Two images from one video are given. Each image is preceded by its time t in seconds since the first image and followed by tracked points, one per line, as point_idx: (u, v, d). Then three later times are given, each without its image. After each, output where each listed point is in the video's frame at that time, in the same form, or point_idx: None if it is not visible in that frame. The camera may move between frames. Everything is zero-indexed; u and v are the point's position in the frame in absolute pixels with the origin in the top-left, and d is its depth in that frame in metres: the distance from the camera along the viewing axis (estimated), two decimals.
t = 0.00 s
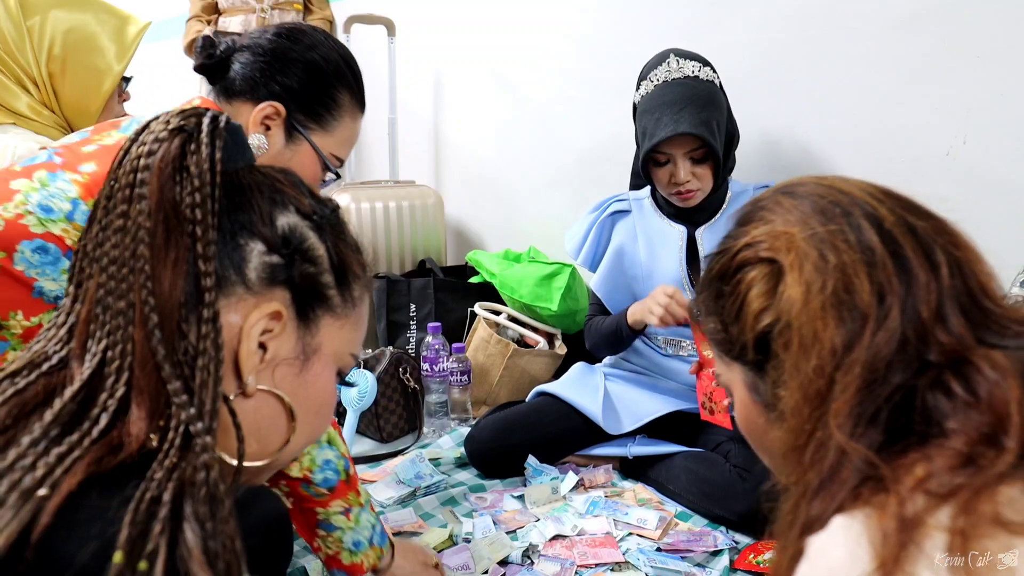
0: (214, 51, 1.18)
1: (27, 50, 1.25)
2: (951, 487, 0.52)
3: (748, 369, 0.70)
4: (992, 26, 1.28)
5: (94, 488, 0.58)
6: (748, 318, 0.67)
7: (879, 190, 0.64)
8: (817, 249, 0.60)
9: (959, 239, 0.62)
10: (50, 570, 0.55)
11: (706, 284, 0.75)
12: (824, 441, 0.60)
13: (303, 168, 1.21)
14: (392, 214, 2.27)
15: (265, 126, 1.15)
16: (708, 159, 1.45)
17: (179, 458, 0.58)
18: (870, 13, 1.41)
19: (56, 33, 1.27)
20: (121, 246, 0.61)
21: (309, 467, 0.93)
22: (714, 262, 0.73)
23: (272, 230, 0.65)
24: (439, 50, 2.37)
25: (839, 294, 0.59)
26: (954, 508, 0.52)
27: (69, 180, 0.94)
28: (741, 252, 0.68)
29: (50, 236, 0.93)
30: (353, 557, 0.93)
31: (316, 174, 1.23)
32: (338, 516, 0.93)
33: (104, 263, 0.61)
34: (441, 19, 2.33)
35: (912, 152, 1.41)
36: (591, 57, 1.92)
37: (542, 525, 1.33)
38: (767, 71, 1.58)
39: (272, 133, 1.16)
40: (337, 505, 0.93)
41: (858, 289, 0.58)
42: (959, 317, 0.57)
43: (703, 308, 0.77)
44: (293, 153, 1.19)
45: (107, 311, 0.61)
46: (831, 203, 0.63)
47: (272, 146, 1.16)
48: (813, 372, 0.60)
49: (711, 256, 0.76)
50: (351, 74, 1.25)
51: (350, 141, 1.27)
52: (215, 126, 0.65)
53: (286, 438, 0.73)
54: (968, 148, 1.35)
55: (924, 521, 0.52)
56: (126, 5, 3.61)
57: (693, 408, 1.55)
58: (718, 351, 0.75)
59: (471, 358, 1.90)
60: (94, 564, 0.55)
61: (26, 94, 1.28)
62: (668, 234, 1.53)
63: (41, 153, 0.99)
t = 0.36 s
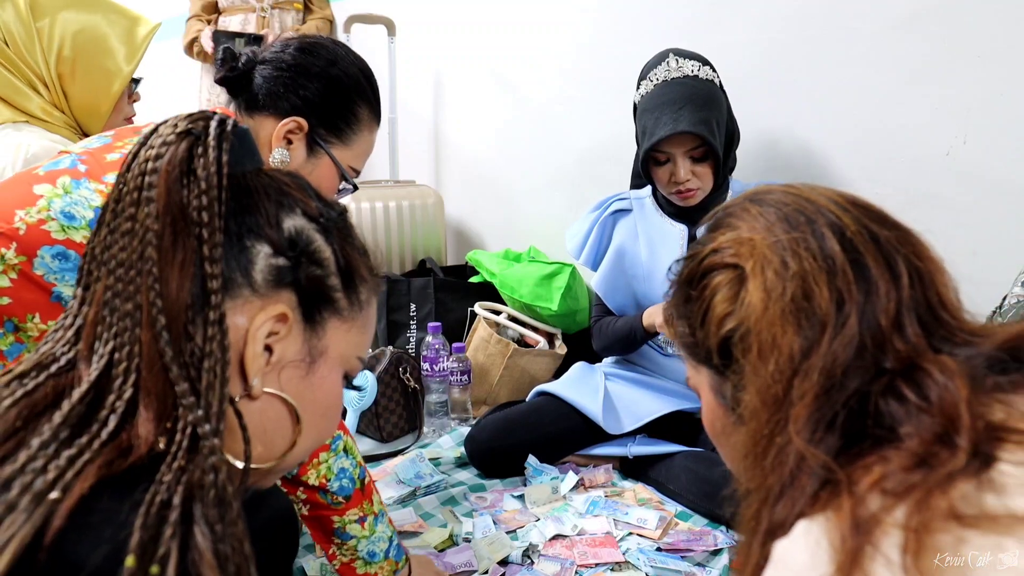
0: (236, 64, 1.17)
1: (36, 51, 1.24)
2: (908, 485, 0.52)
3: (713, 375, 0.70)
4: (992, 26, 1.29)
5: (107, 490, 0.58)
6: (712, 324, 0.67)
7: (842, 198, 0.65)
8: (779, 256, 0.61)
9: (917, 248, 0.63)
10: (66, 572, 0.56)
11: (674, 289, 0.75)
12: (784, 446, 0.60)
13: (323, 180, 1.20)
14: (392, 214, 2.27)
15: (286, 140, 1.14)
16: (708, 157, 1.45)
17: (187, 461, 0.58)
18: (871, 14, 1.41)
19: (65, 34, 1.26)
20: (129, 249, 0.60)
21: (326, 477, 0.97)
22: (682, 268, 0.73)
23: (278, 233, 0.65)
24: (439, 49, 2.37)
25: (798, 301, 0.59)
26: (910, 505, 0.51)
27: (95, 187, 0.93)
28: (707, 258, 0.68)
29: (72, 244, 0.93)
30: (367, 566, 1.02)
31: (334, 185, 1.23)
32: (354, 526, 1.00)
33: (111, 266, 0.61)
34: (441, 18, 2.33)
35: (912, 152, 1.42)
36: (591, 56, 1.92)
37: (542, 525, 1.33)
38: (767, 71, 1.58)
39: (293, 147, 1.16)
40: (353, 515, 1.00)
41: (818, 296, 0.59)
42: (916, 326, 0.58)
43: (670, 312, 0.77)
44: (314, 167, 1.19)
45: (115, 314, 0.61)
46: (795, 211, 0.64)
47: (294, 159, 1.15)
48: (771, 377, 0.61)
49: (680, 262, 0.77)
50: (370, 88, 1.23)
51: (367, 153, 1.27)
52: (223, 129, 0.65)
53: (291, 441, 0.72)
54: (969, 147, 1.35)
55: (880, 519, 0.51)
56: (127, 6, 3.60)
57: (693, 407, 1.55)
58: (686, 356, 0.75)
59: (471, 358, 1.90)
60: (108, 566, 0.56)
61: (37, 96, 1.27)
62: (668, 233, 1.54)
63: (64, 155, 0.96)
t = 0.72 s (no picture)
0: (206, 41, 1.18)
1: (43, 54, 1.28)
2: (929, 484, 0.54)
3: (738, 364, 0.70)
4: (992, 26, 1.29)
5: (114, 489, 0.58)
6: (739, 313, 0.66)
7: (875, 191, 0.65)
8: (810, 248, 0.60)
9: (951, 244, 0.63)
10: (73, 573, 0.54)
11: (699, 280, 0.75)
12: (811, 439, 0.60)
13: (296, 158, 1.24)
14: (392, 214, 2.27)
15: (259, 118, 1.18)
16: (711, 156, 1.44)
17: (189, 460, 0.58)
18: (870, 14, 1.41)
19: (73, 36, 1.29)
20: (131, 250, 0.60)
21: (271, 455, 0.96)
22: (709, 256, 0.73)
23: (279, 234, 0.65)
24: (439, 49, 2.37)
25: (830, 293, 0.59)
26: (930, 505, 0.53)
27: (46, 168, 1.04)
28: (736, 248, 0.67)
29: (28, 224, 1.03)
30: (352, 502, 1.01)
31: (307, 165, 1.27)
32: (314, 484, 0.98)
33: (113, 267, 0.61)
34: (441, 19, 2.33)
35: (913, 152, 1.42)
36: (591, 56, 1.92)
37: (542, 525, 1.33)
38: (768, 72, 1.58)
39: (267, 125, 1.19)
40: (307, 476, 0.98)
41: (848, 289, 0.58)
42: (946, 322, 0.59)
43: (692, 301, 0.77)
44: (287, 145, 1.22)
45: (116, 314, 0.61)
46: (827, 202, 0.63)
47: (267, 137, 1.19)
48: (800, 368, 0.61)
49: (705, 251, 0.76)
50: (342, 66, 1.26)
51: (341, 132, 1.30)
52: (225, 133, 0.65)
53: (291, 439, 0.73)
54: (969, 147, 1.35)
55: (902, 518, 0.53)
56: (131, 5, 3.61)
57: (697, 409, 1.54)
58: (710, 344, 0.74)
59: (471, 358, 1.90)
60: (116, 565, 0.54)
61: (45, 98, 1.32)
62: (670, 233, 1.54)
63: (27, 151, 1.08)
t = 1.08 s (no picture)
0: (181, 24, 1.18)
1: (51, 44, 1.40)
2: (1012, 481, 0.54)
3: (819, 346, 0.72)
4: (992, 26, 1.29)
5: (128, 493, 0.57)
6: (814, 298, 0.70)
7: (966, 173, 0.62)
8: (887, 240, 0.62)
9: None
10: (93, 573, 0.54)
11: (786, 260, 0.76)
12: (881, 434, 0.63)
13: (273, 143, 1.25)
14: (392, 214, 2.27)
15: (234, 103, 1.19)
16: (707, 158, 1.45)
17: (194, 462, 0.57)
18: (871, 15, 1.41)
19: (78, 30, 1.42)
20: (127, 251, 0.60)
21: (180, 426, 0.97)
22: (796, 237, 0.74)
23: (274, 232, 0.65)
24: (438, 49, 2.37)
25: (899, 288, 0.61)
26: (1010, 501, 0.54)
27: None
28: (816, 233, 0.69)
29: None
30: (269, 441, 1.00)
31: (284, 152, 1.28)
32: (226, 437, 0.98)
33: (109, 267, 0.61)
34: (440, 18, 2.34)
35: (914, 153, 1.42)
36: (592, 57, 1.92)
37: (542, 525, 1.33)
38: (769, 72, 1.58)
39: (242, 110, 1.20)
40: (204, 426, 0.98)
41: (918, 285, 0.60)
42: None
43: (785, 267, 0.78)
44: (264, 130, 1.23)
45: (115, 313, 0.60)
46: (910, 190, 0.62)
47: (243, 123, 1.20)
48: (867, 360, 0.64)
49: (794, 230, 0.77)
50: (320, 52, 1.26)
51: (318, 119, 1.31)
52: (217, 132, 0.65)
53: (289, 435, 0.73)
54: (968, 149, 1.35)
55: (977, 512, 0.54)
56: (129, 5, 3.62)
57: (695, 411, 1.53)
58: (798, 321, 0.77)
59: (470, 358, 1.90)
60: (138, 564, 0.54)
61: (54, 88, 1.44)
62: (668, 236, 1.54)
63: None
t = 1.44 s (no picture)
0: (169, 17, 1.19)
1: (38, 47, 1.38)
2: None
3: (876, 333, 0.69)
4: (992, 26, 1.29)
5: (99, 489, 0.59)
6: (873, 286, 0.67)
7: None
8: (951, 226, 0.59)
9: None
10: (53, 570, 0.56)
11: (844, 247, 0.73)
12: (937, 421, 0.60)
13: (264, 136, 1.24)
14: (392, 214, 2.27)
15: (223, 94, 1.18)
16: (700, 159, 1.44)
17: (174, 454, 0.58)
18: (873, 15, 1.41)
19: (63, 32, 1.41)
20: (119, 245, 0.61)
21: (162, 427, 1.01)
22: (854, 223, 0.72)
23: (268, 231, 0.66)
24: (439, 50, 2.37)
25: (963, 275, 0.58)
26: None
27: None
28: (878, 219, 0.67)
29: None
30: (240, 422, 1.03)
31: (278, 146, 1.27)
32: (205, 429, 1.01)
33: (100, 261, 0.61)
34: (441, 19, 2.34)
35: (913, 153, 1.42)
36: (592, 56, 1.92)
37: (542, 525, 1.33)
38: (769, 71, 1.57)
39: (231, 102, 1.20)
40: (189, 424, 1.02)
41: (982, 272, 0.57)
42: None
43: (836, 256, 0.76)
44: (253, 122, 1.22)
45: (103, 307, 0.61)
46: (977, 176, 0.60)
47: (232, 114, 1.19)
48: (926, 350, 0.61)
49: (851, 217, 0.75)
50: (310, 43, 1.26)
51: (312, 111, 1.30)
52: (215, 128, 0.65)
53: (278, 434, 0.73)
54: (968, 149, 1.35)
55: None
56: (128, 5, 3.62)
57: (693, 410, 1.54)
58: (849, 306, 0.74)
59: (470, 358, 1.89)
60: (97, 563, 0.57)
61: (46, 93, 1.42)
62: (664, 239, 1.53)
63: None
